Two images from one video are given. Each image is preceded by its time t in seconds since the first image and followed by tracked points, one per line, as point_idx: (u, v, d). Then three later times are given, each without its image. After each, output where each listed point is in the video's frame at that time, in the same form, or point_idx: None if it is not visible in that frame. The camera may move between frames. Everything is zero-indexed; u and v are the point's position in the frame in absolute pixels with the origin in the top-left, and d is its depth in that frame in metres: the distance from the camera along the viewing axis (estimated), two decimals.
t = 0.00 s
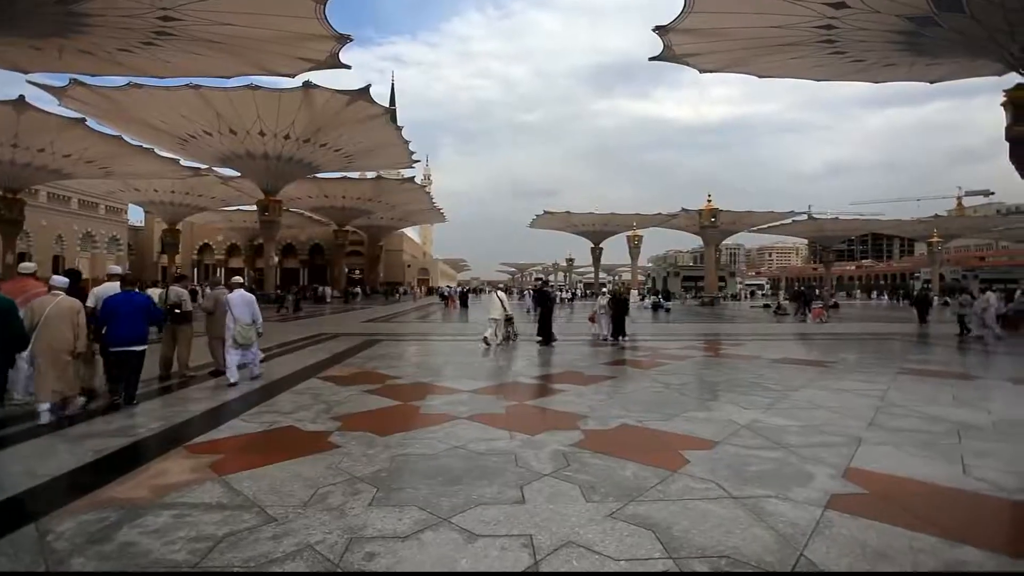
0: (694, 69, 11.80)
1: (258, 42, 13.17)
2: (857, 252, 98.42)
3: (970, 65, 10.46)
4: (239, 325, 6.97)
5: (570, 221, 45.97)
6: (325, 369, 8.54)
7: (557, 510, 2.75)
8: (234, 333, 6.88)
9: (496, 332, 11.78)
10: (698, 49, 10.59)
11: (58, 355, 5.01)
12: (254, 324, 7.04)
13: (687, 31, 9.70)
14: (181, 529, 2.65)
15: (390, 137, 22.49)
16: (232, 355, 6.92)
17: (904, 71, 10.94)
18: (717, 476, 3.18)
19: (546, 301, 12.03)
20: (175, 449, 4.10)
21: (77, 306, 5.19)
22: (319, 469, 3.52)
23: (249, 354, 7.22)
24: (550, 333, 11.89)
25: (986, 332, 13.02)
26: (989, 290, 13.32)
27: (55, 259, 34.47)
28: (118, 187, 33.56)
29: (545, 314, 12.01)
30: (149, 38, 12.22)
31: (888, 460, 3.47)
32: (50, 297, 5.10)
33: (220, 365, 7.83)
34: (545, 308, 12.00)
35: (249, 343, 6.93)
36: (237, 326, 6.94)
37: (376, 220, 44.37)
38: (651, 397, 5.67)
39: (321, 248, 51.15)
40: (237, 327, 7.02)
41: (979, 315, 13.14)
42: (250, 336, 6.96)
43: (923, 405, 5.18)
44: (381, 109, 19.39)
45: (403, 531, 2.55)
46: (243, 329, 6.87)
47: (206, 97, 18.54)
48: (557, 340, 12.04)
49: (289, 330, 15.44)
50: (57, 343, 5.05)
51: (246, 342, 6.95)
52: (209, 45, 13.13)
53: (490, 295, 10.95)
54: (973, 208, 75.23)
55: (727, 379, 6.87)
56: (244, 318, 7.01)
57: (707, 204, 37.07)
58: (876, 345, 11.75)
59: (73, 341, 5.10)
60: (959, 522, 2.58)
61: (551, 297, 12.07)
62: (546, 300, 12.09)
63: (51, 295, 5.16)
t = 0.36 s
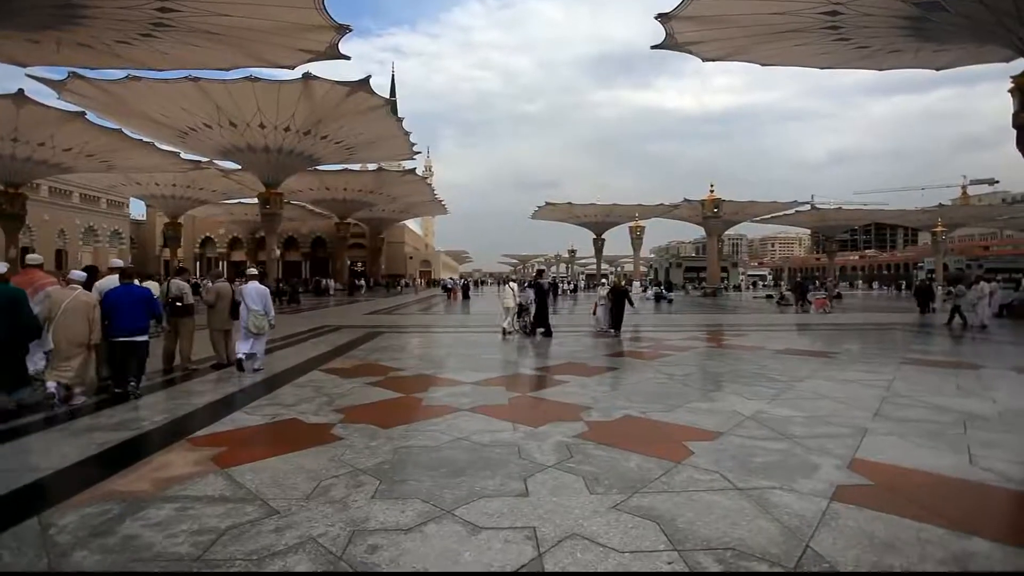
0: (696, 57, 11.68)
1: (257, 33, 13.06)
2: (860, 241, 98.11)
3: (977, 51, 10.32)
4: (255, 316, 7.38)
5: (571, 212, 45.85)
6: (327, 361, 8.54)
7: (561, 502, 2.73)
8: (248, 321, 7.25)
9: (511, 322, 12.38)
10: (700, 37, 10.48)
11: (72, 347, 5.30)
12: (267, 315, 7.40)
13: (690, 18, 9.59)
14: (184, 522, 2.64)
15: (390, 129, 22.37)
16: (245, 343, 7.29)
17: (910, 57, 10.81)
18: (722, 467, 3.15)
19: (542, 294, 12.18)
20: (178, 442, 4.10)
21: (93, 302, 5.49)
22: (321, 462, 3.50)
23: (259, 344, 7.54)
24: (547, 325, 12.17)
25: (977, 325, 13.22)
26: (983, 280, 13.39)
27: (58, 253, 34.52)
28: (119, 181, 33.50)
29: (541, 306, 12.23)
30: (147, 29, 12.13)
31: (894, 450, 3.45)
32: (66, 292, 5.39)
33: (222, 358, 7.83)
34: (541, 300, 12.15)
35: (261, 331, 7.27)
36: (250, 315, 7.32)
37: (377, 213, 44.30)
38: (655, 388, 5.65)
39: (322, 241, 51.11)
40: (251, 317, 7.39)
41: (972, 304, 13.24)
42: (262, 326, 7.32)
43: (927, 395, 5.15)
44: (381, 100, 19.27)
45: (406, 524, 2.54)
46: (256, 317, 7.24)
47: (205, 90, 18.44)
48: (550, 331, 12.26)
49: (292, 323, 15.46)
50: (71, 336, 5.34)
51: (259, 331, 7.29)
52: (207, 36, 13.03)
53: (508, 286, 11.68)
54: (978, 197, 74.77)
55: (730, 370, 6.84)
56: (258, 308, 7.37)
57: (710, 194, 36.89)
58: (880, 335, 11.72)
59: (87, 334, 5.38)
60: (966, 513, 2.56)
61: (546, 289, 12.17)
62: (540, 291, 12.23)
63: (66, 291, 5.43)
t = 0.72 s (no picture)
0: (704, 58, 11.65)
1: (263, 27, 13.05)
2: (865, 245, 97.74)
3: (986, 56, 10.26)
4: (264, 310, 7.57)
5: (575, 212, 45.80)
6: (329, 356, 8.56)
7: (560, 502, 2.72)
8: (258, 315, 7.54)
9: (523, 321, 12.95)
10: (707, 38, 10.45)
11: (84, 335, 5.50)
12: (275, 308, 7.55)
13: (697, 18, 9.55)
14: (182, 516, 2.63)
15: (395, 125, 22.36)
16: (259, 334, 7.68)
17: (919, 61, 10.75)
18: (723, 470, 3.14)
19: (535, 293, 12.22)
20: (179, 435, 4.10)
21: (104, 293, 5.74)
22: (321, 457, 3.50)
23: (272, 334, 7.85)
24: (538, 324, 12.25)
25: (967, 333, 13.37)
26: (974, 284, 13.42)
27: (63, 245, 34.64)
28: (125, 174, 33.58)
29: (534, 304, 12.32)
30: (154, 22, 12.13)
31: (898, 456, 3.42)
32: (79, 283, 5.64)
33: (224, 351, 7.84)
34: (533, 297, 12.22)
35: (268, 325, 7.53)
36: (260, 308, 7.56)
37: (381, 209, 44.34)
38: (656, 389, 5.64)
39: (326, 236, 51.14)
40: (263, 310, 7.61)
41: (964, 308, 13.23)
42: (271, 319, 7.57)
43: (932, 401, 5.12)
44: (387, 96, 19.24)
45: (405, 521, 2.53)
46: (263, 312, 7.47)
47: (211, 83, 18.46)
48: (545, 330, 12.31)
49: (295, 318, 15.46)
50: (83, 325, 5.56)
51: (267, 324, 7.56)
52: (214, 30, 13.04)
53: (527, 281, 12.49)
54: (985, 202, 74.39)
55: (732, 372, 6.82)
56: (267, 302, 7.58)
57: (715, 196, 36.78)
58: (883, 339, 11.68)
59: (98, 323, 5.60)
60: (968, 520, 2.53)
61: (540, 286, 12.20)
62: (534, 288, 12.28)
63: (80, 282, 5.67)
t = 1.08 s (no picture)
0: (716, 54, 11.54)
1: (276, 29, 13.16)
2: (882, 243, 96.26)
3: (1007, 49, 10.05)
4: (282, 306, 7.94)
5: (587, 211, 45.63)
6: (343, 356, 8.62)
7: (576, 502, 2.70)
8: (278, 313, 7.83)
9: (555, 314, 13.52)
10: (720, 34, 10.36)
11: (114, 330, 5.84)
12: (294, 305, 7.85)
13: (709, 14, 9.47)
14: (200, 514, 2.66)
15: (407, 125, 22.44)
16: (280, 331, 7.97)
17: (937, 54, 10.56)
18: (741, 470, 3.10)
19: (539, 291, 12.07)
20: (196, 433, 4.14)
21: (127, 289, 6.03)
22: (336, 456, 3.51)
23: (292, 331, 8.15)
24: (544, 321, 11.97)
25: (966, 326, 13.70)
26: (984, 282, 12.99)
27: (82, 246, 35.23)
28: (141, 175, 34.06)
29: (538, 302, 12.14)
30: (170, 26, 12.29)
31: (921, 458, 3.35)
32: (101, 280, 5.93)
33: (240, 350, 7.90)
34: (536, 296, 12.07)
35: (289, 321, 7.82)
36: (280, 306, 7.85)
37: (394, 209, 44.55)
38: (670, 388, 5.60)
39: (338, 236, 51.45)
40: (282, 307, 7.89)
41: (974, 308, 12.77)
42: (291, 316, 7.87)
43: (953, 401, 5.03)
44: (399, 96, 19.32)
45: (420, 521, 2.53)
46: (283, 309, 7.76)
47: (225, 85, 18.67)
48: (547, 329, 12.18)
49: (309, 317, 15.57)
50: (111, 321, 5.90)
51: (288, 321, 7.84)
52: (228, 33, 13.17)
53: (549, 283, 13.20)
54: (1006, 198, 72.86)
55: (747, 371, 6.75)
56: (286, 299, 7.87)
57: (728, 194, 36.44)
58: (901, 338, 11.50)
59: (125, 318, 5.91)
60: (996, 524, 2.47)
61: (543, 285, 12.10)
62: (537, 287, 12.18)
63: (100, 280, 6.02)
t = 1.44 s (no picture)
0: (743, 49, 11.33)
1: (303, 33, 13.38)
2: (918, 241, 93.29)
3: None
4: (308, 304, 8.17)
5: (611, 210, 45.31)
6: (369, 354, 8.72)
7: (604, 504, 2.67)
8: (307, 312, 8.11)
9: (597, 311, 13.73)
10: (747, 29, 10.18)
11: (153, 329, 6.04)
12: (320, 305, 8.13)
13: (736, 9, 9.31)
14: (234, 508, 2.71)
15: (431, 125, 22.58)
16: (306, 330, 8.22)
17: (977, 45, 10.18)
18: (773, 475, 3.03)
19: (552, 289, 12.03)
20: (229, 429, 4.24)
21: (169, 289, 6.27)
22: (364, 454, 3.55)
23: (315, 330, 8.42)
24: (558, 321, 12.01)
25: (1002, 328, 13.67)
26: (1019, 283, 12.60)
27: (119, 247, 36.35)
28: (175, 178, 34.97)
29: (551, 301, 12.12)
30: (202, 32, 12.60)
31: (965, 464, 3.23)
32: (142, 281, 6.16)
33: (270, 348, 8.08)
34: (550, 295, 12.04)
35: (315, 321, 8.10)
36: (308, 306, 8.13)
37: (418, 209, 44.90)
38: (698, 390, 5.52)
39: (363, 237, 52.06)
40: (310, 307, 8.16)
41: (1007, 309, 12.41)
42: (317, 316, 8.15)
43: (998, 406, 4.83)
44: (423, 97, 19.46)
45: (449, 520, 2.53)
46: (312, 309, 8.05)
47: (255, 89, 19.08)
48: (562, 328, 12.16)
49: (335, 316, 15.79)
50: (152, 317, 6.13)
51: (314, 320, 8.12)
52: (258, 37, 13.44)
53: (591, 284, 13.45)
54: None
55: (777, 373, 6.61)
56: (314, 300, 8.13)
57: (756, 191, 35.75)
58: (939, 341, 11.12)
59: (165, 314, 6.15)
60: None
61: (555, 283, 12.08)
62: (551, 287, 12.15)
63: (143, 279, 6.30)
